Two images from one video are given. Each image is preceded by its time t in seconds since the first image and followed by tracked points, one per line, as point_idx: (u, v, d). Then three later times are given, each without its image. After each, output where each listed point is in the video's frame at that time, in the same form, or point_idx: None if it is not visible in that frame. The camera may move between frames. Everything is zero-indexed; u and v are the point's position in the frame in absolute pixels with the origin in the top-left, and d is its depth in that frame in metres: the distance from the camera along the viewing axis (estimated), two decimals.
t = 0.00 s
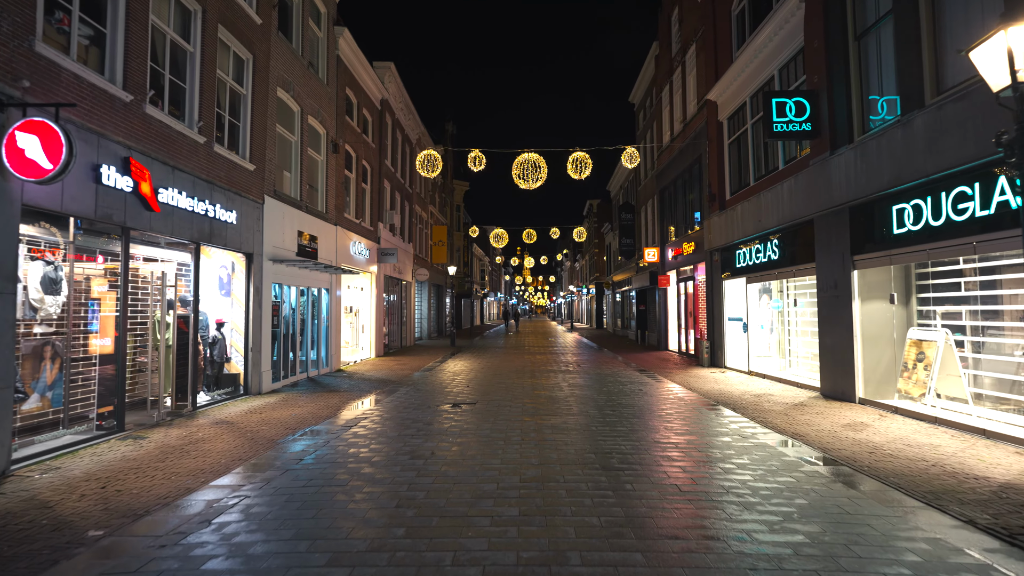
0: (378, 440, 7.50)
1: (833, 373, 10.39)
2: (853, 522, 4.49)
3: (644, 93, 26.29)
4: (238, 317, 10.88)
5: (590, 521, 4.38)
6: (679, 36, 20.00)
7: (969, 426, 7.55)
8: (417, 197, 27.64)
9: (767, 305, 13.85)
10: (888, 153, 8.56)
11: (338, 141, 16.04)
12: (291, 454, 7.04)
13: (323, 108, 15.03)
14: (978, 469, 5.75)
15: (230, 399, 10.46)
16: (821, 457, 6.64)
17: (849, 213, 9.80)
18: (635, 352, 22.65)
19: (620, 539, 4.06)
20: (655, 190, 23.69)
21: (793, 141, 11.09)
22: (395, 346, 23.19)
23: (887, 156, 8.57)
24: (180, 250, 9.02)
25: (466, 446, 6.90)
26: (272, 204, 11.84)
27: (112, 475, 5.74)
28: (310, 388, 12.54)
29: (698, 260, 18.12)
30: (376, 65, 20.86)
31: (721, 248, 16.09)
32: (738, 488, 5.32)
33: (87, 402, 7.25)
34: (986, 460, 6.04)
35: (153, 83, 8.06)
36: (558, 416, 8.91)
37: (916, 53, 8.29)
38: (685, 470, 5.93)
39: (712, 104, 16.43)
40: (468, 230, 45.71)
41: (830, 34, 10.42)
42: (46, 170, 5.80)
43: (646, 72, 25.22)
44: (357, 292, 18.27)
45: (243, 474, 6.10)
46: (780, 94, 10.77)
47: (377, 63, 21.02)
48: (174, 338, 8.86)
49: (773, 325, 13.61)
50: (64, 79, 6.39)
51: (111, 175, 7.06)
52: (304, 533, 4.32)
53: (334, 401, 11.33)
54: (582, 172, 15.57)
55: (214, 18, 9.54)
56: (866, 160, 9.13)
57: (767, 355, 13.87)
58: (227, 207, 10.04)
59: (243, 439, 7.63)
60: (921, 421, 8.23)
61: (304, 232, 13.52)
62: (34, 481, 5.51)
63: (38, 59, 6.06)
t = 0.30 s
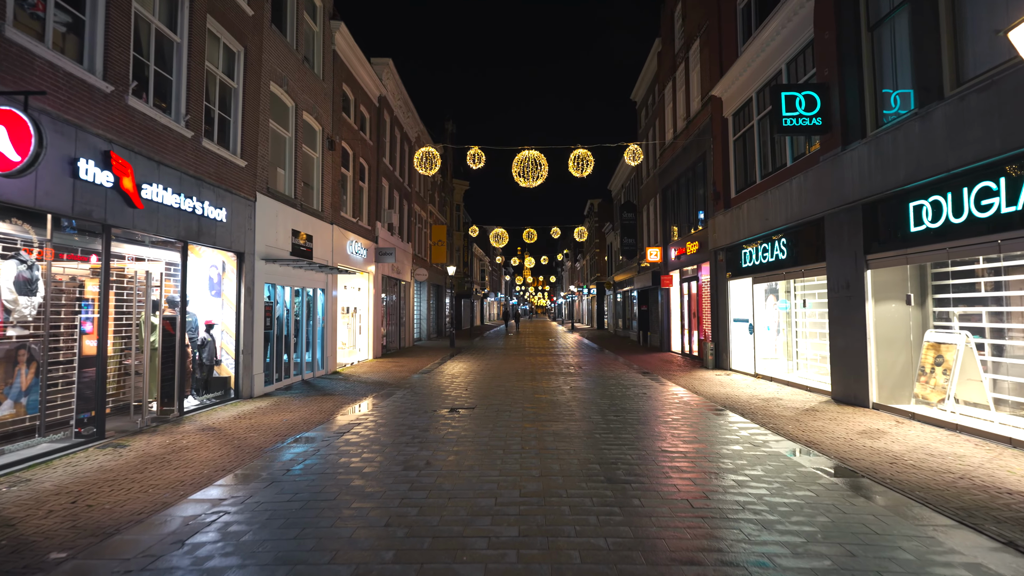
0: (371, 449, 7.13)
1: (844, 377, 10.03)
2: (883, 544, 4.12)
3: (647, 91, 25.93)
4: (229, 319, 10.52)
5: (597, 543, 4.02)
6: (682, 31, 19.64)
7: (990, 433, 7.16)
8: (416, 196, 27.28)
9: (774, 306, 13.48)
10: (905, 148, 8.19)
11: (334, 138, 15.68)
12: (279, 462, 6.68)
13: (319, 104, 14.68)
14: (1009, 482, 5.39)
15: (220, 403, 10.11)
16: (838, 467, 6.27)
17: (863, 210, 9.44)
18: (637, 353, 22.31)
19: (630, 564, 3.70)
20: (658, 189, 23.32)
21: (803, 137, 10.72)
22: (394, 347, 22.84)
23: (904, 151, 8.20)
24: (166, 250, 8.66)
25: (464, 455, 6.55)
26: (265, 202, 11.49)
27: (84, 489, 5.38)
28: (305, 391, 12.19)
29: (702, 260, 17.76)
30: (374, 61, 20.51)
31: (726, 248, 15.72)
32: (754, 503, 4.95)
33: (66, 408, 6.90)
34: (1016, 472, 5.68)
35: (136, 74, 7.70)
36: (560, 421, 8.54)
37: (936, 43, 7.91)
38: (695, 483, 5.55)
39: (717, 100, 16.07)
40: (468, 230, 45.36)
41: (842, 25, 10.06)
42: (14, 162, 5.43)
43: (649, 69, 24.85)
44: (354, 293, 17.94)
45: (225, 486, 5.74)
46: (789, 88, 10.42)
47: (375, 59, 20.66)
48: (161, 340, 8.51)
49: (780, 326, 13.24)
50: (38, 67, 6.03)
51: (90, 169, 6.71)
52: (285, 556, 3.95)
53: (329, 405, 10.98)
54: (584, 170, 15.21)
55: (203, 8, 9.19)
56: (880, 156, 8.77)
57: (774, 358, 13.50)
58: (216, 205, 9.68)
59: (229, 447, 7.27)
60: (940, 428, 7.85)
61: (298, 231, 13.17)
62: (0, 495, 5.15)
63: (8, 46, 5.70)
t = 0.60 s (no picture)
0: (362, 455, 6.76)
1: (856, 378, 9.68)
2: (916, 564, 3.76)
3: (649, 87, 25.56)
4: (219, 318, 10.16)
5: (603, 563, 3.66)
6: (685, 26, 19.28)
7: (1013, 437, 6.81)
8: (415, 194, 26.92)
9: (780, 305, 13.11)
10: (923, 139, 7.83)
11: (330, 133, 15.32)
12: (265, 469, 6.32)
13: (313, 99, 14.32)
14: None
15: (208, 405, 9.75)
16: (857, 474, 5.91)
17: (876, 205, 9.08)
18: (639, 354, 21.95)
19: None
20: (660, 187, 22.96)
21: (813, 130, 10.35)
22: (392, 348, 22.49)
23: (921, 143, 7.84)
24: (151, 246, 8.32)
25: (460, 462, 6.19)
26: (257, 197, 11.13)
27: (53, 499, 5.03)
28: (298, 393, 11.83)
29: (706, 259, 17.39)
30: (371, 56, 20.14)
31: (731, 246, 15.36)
32: (770, 516, 4.58)
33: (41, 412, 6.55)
34: None
35: (117, 61, 7.36)
36: (561, 425, 8.18)
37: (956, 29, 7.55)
38: (705, 493, 5.19)
39: (721, 95, 15.71)
40: (467, 229, 44.97)
41: (854, 14, 9.70)
42: None
43: (651, 66, 24.49)
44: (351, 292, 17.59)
45: (205, 495, 5.38)
46: (799, 79, 10.05)
47: (373, 54, 20.29)
48: (144, 340, 8.15)
49: (787, 326, 12.87)
50: (6, 50, 5.69)
51: (64, 159, 6.36)
52: None
53: (322, 407, 10.62)
54: (586, 165, 14.84)
55: None
56: (895, 148, 8.41)
57: (781, 358, 13.13)
58: (204, 199, 9.33)
59: (213, 452, 6.90)
60: (960, 432, 7.48)
61: (292, 228, 12.81)
62: None
63: None
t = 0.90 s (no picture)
0: (353, 465, 6.37)
1: (870, 382, 9.28)
2: None
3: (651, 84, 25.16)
4: (207, 319, 9.78)
5: None
6: (688, 20, 18.88)
7: None
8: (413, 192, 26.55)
9: (788, 306, 12.72)
10: (945, 130, 7.43)
11: (325, 129, 14.94)
12: (248, 479, 5.94)
13: (307, 93, 13.94)
14: None
15: (196, 410, 9.36)
16: (881, 486, 5.51)
17: (892, 201, 8.68)
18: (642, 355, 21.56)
19: None
20: (663, 185, 22.56)
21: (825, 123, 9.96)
22: (390, 349, 22.11)
23: (943, 134, 7.44)
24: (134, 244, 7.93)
25: (456, 473, 5.80)
26: (247, 194, 10.75)
27: (14, 516, 4.64)
28: (291, 396, 11.45)
29: (711, 258, 16.99)
30: (369, 52, 19.75)
31: (736, 245, 14.97)
32: (794, 537, 4.18)
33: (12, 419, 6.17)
34: None
35: (95, 48, 6.98)
36: (564, 432, 7.79)
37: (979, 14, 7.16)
38: (720, 509, 4.78)
39: (726, 90, 15.32)
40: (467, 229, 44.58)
41: (868, 2, 9.30)
42: None
43: (653, 62, 24.09)
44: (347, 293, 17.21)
45: (181, 510, 4.99)
46: (810, 71, 9.66)
47: (370, 50, 19.90)
48: (125, 343, 7.73)
49: (795, 327, 12.47)
50: None
51: (35, 150, 5.97)
52: None
53: (315, 412, 10.24)
54: (588, 162, 14.46)
55: None
56: (914, 140, 8.01)
57: (789, 360, 12.73)
58: (190, 195, 8.94)
59: (195, 461, 6.51)
60: (986, 440, 7.09)
61: (284, 226, 12.42)
62: None
63: None
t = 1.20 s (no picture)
0: (343, 474, 5.98)
1: (886, 384, 8.89)
2: None
3: (653, 80, 24.76)
4: (195, 319, 9.39)
5: None
6: (693, 14, 18.49)
7: None
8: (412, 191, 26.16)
9: (797, 305, 12.32)
10: (969, 119, 7.04)
11: (321, 124, 14.55)
12: (230, 491, 5.54)
13: (302, 87, 13.54)
14: None
15: (183, 414, 8.97)
16: (910, 499, 5.11)
17: (911, 195, 8.29)
18: (645, 356, 21.15)
19: None
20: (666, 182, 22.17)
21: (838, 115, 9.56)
22: (388, 350, 21.72)
23: (967, 124, 7.05)
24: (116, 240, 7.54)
25: (452, 485, 5.40)
26: (237, 189, 10.36)
27: None
28: (284, 399, 11.07)
29: (716, 257, 16.60)
30: (366, 47, 19.37)
31: (742, 243, 14.59)
32: (823, 560, 3.79)
33: None
34: None
35: (71, 32, 6.60)
36: (567, 438, 7.40)
37: None
38: (738, 527, 4.39)
39: (732, 85, 14.93)
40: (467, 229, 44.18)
41: None
42: None
43: (656, 58, 23.71)
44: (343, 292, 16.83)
45: (153, 526, 4.60)
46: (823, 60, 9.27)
47: (367, 45, 19.52)
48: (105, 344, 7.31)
49: (805, 328, 12.07)
50: None
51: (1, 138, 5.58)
52: None
53: (309, 416, 9.85)
54: (590, 158, 14.08)
55: None
56: (935, 131, 7.61)
57: (798, 362, 12.32)
58: (176, 189, 8.56)
59: (175, 470, 6.12)
60: (1014, 448, 6.69)
61: (277, 224, 12.03)
62: None
63: None
